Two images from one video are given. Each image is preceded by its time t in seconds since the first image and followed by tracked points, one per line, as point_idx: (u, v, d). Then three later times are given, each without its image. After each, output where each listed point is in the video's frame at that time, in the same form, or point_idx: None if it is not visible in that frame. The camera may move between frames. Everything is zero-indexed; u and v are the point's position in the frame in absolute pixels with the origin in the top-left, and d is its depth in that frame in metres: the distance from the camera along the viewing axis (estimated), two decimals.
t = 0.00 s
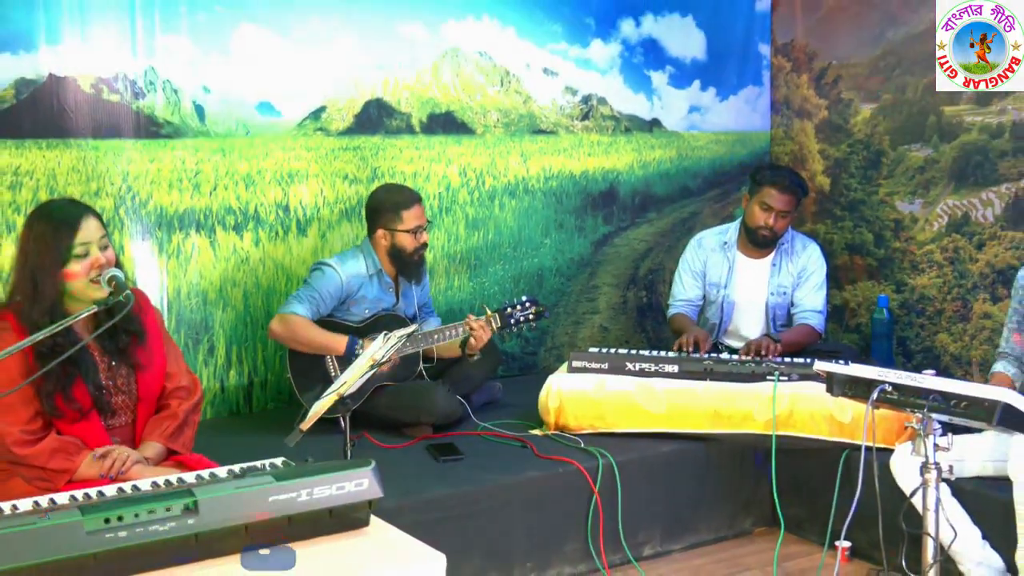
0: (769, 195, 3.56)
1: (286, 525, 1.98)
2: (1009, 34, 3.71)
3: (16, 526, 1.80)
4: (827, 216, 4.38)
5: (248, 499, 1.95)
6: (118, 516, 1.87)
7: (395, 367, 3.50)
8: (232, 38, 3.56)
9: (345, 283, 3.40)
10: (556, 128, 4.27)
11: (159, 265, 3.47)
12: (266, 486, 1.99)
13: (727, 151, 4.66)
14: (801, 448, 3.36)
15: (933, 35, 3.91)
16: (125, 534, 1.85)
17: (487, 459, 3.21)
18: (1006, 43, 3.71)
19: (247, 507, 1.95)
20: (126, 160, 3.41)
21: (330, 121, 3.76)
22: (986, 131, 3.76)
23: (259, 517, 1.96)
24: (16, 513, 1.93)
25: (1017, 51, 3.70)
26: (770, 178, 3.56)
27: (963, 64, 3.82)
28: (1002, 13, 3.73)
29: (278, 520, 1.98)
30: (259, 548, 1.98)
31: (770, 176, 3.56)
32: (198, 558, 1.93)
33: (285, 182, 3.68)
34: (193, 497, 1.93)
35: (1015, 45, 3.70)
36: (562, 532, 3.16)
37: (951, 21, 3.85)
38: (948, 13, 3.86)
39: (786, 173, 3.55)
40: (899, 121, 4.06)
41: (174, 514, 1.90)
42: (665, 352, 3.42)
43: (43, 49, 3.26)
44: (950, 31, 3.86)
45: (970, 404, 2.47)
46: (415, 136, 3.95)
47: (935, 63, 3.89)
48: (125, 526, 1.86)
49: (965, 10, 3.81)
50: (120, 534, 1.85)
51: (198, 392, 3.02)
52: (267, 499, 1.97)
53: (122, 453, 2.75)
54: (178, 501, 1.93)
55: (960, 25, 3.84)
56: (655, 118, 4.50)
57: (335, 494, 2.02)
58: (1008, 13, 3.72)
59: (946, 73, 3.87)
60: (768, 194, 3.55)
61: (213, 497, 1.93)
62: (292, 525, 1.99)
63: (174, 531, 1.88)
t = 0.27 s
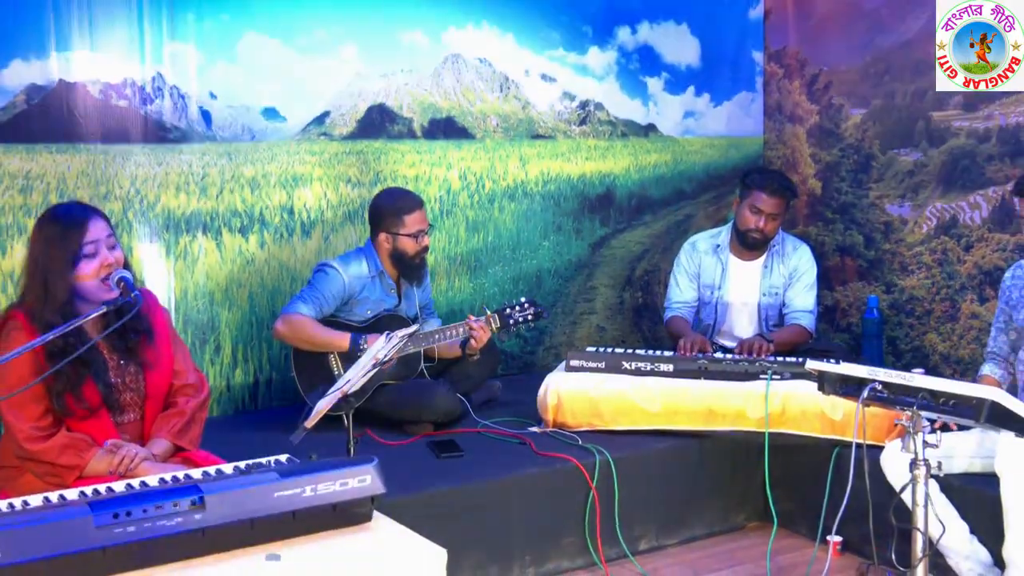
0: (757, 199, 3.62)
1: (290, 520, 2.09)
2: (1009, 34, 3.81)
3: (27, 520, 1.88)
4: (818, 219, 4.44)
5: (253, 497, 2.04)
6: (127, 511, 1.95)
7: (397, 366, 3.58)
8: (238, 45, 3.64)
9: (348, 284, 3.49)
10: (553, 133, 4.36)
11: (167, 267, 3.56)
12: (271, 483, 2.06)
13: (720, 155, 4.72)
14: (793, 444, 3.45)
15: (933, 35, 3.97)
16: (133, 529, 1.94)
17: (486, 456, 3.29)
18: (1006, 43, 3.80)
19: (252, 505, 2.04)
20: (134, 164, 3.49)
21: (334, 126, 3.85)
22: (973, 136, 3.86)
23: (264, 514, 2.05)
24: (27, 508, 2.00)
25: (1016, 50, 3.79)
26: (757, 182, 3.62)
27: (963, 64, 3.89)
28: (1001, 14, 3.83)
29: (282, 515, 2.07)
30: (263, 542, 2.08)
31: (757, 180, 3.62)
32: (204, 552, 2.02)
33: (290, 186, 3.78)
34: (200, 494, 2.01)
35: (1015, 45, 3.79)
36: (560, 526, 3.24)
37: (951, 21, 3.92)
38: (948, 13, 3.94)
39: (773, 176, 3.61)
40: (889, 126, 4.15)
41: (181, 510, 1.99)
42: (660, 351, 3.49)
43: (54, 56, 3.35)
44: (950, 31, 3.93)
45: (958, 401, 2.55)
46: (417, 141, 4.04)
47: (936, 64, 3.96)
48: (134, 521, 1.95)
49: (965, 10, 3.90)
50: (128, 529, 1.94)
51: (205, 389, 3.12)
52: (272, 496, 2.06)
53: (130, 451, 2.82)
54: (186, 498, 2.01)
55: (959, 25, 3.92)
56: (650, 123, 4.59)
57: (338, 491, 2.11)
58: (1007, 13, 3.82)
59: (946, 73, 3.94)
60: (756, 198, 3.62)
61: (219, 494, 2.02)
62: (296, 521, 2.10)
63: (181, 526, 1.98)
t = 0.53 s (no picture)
0: (750, 202, 3.70)
1: (293, 516, 2.15)
2: (1009, 33, 3.83)
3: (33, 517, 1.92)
4: (810, 221, 4.52)
5: (257, 494, 2.10)
6: (134, 508, 2.00)
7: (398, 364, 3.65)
8: (243, 51, 3.72)
9: (350, 285, 3.56)
10: (551, 136, 4.44)
11: (173, 268, 3.63)
12: (275, 480, 2.12)
13: (715, 158, 4.82)
14: (786, 442, 3.52)
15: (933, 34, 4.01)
16: (139, 525, 1.99)
17: (486, 453, 3.36)
18: (1006, 43, 3.82)
19: (255, 501, 2.10)
20: (140, 167, 3.56)
21: (337, 130, 3.92)
22: (962, 140, 3.92)
23: (268, 509, 2.11)
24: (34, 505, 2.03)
25: (1016, 51, 3.81)
26: (751, 185, 3.70)
27: (964, 64, 3.91)
28: (1002, 14, 3.85)
29: (285, 511, 2.14)
30: (266, 537, 2.15)
31: (751, 184, 3.69)
32: (208, 546, 2.09)
33: (293, 188, 3.85)
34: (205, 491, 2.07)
35: (1015, 45, 3.81)
36: (558, 522, 3.32)
37: (951, 21, 3.96)
38: (948, 13, 3.97)
39: (766, 180, 3.68)
40: (880, 130, 4.22)
41: (187, 506, 2.04)
42: (656, 351, 3.56)
43: (62, 61, 3.42)
44: (950, 31, 3.97)
45: (947, 400, 2.63)
46: (417, 144, 4.12)
47: (935, 64, 3.98)
48: (140, 517, 2.01)
49: (965, 10, 3.93)
50: (135, 525, 1.99)
51: (209, 387, 3.23)
52: (275, 492, 2.12)
53: (136, 448, 2.88)
54: (190, 494, 2.06)
55: (959, 24, 3.95)
56: (646, 127, 4.68)
57: (340, 487, 2.18)
58: (1008, 13, 3.84)
59: (947, 73, 3.97)
60: (750, 201, 3.69)
61: (224, 491, 2.07)
62: (298, 517, 2.17)
63: (187, 522, 2.04)
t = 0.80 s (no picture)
0: (744, 204, 3.82)
1: (296, 512, 2.10)
2: (1009, 33, 3.76)
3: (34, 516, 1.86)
4: (800, 223, 4.69)
5: (261, 487, 2.05)
6: (138, 504, 1.95)
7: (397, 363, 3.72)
8: (245, 57, 3.80)
9: (351, 286, 3.64)
10: (547, 141, 4.53)
11: (177, 269, 3.71)
12: (277, 475, 2.08)
13: (707, 163, 4.96)
14: (776, 438, 3.61)
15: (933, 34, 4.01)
16: (144, 521, 1.94)
17: (483, 450, 3.45)
18: (1006, 43, 3.76)
19: (258, 497, 2.05)
20: (145, 171, 3.64)
21: (338, 134, 4.01)
22: (947, 144, 3.99)
23: (271, 505, 2.06)
24: (43, 503, 2.00)
25: (1017, 50, 3.75)
26: (745, 188, 3.82)
27: (963, 64, 3.91)
28: (1002, 14, 3.79)
29: (288, 507, 2.08)
30: (270, 534, 2.09)
31: (746, 187, 3.82)
32: (213, 544, 2.03)
33: (294, 192, 3.93)
34: (209, 486, 2.02)
35: (1016, 45, 3.75)
36: (553, 517, 3.40)
37: (952, 21, 3.94)
38: (949, 13, 3.95)
39: (760, 183, 3.81)
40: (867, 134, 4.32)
41: (190, 502, 1.99)
42: (649, 351, 3.67)
43: (68, 67, 3.50)
44: (951, 31, 3.96)
45: (930, 399, 2.69)
46: (416, 148, 4.19)
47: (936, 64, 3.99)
48: (146, 513, 1.95)
49: (965, 10, 3.90)
50: (139, 521, 1.93)
51: (213, 387, 3.31)
52: (278, 487, 2.07)
53: (142, 445, 3.01)
54: (194, 489, 2.01)
55: (960, 24, 3.92)
56: (639, 132, 4.78)
57: (341, 484, 2.14)
58: (1008, 13, 3.77)
59: (947, 73, 3.97)
60: (744, 203, 3.81)
61: (227, 486, 2.03)
62: (301, 512, 2.11)
63: (191, 518, 1.98)
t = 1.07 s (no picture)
0: (732, 208, 3.90)
1: (295, 507, 2.13)
2: (1009, 34, 3.78)
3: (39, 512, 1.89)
4: (786, 225, 4.81)
5: (259, 484, 2.09)
6: (140, 499, 1.98)
7: (394, 361, 3.80)
8: (246, 64, 3.89)
9: (348, 286, 3.73)
10: (540, 145, 4.63)
11: (179, 270, 3.80)
12: (276, 472, 2.11)
13: (696, 167, 5.07)
14: (763, 434, 3.71)
15: (933, 34, 4.03)
16: (147, 516, 1.97)
17: (478, 446, 3.54)
18: (1006, 43, 3.78)
19: (258, 493, 2.08)
20: (148, 174, 3.73)
21: (336, 139, 4.09)
22: (929, 147, 4.08)
23: (271, 501, 2.09)
24: (46, 500, 2.02)
25: (1016, 51, 3.77)
26: (733, 193, 3.90)
27: (963, 64, 3.94)
28: (1002, 14, 3.81)
29: (287, 503, 2.12)
30: (270, 529, 2.12)
31: (733, 192, 3.89)
32: (214, 539, 2.06)
33: (293, 195, 4.02)
34: (209, 482, 2.06)
35: (1015, 45, 3.77)
36: (547, 512, 3.49)
37: (952, 21, 3.97)
38: (948, 13, 3.97)
39: (747, 188, 3.88)
40: (852, 138, 4.43)
41: (191, 498, 2.02)
42: (640, 350, 3.76)
43: (72, 73, 3.58)
44: (950, 31, 3.98)
45: (915, 396, 2.81)
46: (412, 152, 4.29)
47: (936, 64, 4.02)
48: (148, 508, 1.98)
49: (965, 10, 3.92)
50: (142, 516, 1.96)
51: (214, 386, 3.42)
52: (277, 483, 2.11)
53: (143, 443, 3.10)
54: (194, 485, 2.05)
55: (960, 24, 3.95)
56: (630, 137, 4.89)
57: (339, 479, 2.17)
58: (1008, 13, 3.79)
59: (947, 73, 4.00)
60: (732, 207, 3.89)
61: (227, 482, 2.06)
62: (299, 508, 2.14)
63: (193, 513, 2.01)
